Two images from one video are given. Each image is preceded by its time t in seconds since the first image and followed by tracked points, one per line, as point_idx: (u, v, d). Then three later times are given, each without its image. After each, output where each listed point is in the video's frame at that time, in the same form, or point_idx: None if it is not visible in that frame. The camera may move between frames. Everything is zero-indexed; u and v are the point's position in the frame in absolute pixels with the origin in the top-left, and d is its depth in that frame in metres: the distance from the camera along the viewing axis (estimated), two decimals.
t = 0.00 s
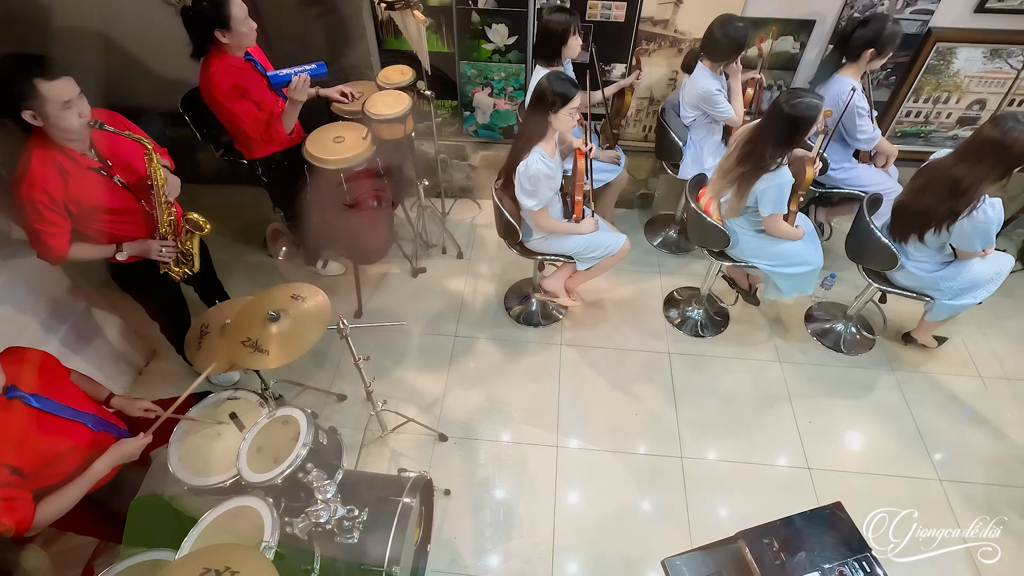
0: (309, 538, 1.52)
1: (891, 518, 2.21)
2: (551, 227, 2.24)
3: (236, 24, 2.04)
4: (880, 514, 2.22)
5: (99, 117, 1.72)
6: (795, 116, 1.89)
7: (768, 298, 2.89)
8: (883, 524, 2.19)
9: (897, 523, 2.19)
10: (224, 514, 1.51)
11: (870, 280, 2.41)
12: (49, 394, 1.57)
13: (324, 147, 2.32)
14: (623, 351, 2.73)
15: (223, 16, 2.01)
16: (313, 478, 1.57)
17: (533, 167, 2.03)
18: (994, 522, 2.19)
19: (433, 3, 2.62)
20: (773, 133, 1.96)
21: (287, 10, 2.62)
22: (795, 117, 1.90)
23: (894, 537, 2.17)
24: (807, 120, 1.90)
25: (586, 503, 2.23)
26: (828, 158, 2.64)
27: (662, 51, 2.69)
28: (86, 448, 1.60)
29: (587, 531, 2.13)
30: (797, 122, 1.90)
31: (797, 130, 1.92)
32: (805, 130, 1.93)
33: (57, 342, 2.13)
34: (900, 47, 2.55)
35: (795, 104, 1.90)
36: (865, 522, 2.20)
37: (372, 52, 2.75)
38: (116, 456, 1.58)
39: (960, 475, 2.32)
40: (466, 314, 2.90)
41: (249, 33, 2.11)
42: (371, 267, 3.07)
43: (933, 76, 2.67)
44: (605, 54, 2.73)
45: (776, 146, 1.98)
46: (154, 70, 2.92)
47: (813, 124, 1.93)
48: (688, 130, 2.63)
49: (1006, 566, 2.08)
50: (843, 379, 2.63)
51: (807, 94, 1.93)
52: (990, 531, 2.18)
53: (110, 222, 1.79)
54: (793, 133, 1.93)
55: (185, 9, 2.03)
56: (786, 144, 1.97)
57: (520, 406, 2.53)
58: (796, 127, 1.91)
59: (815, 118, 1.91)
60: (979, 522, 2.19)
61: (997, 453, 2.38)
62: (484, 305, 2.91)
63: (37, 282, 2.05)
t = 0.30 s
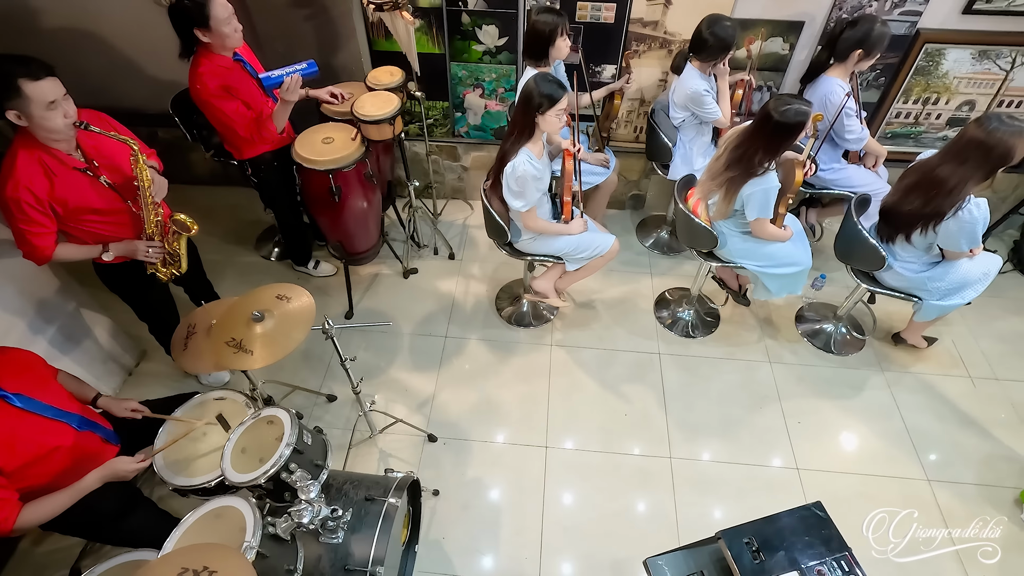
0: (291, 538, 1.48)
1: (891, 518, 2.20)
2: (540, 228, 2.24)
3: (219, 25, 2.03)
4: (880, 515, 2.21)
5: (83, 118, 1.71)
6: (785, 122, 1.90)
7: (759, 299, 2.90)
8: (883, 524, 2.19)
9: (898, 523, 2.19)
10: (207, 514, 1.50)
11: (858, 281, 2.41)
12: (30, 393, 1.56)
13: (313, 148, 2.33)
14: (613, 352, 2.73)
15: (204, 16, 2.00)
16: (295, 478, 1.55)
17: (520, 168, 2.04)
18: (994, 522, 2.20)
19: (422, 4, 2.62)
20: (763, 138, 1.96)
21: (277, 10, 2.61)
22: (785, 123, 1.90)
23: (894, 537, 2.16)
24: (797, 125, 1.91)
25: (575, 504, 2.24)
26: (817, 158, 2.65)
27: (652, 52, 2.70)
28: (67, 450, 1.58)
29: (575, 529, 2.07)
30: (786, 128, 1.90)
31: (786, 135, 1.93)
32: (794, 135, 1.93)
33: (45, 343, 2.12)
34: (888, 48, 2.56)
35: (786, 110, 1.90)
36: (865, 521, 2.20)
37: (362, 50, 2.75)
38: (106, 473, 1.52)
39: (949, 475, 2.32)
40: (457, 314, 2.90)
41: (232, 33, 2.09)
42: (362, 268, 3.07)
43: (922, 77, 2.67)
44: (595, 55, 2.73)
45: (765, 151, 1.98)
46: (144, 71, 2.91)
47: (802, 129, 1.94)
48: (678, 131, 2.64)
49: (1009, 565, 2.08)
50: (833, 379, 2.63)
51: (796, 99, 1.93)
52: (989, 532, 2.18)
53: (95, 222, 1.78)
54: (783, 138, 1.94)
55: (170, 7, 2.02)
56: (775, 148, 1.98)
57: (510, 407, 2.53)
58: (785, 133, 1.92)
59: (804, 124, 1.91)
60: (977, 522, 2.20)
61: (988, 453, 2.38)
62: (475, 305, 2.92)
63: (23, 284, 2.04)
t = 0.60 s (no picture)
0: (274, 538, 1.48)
1: (891, 518, 2.21)
2: (528, 229, 2.24)
3: (196, 23, 2.00)
4: (880, 515, 2.22)
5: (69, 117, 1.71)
6: (773, 125, 1.90)
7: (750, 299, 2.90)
8: (883, 525, 2.19)
9: (897, 523, 2.19)
10: (190, 514, 1.50)
11: (847, 281, 2.41)
12: (15, 392, 1.55)
13: (303, 149, 2.33)
14: (604, 352, 2.73)
15: (181, 15, 1.98)
16: (279, 478, 1.55)
17: (506, 170, 2.05)
18: (994, 522, 2.20)
19: (413, 5, 2.62)
20: (752, 140, 1.97)
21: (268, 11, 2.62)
22: (773, 126, 1.91)
23: (894, 537, 2.16)
24: (785, 129, 1.92)
25: (565, 504, 2.24)
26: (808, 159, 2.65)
27: (643, 53, 2.70)
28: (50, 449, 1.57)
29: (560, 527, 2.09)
30: (774, 131, 1.91)
31: (775, 138, 1.94)
32: (781, 138, 1.94)
33: (33, 343, 2.12)
34: (877, 49, 2.57)
35: (775, 112, 1.91)
36: (864, 522, 2.20)
37: (353, 50, 2.75)
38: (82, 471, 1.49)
39: (937, 475, 2.33)
40: (449, 315, 2.90)
41: (212, 32, 2.06)
42: (354, 268, 3.07)
43: (912, 78, 2.68)
44: (586, 56, 2.74)
45: (754, 153, 1.99)
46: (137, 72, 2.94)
47: (791, 132, 1.95)
48: (668, 131, 2.65)
49: (1007, 566, 2.08)
50: (823, 379, 2.64)
51: (785, 102, 1.94)
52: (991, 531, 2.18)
53: (83, 222, 1.78)
54: (771, 141, 1.95)
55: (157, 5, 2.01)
56: (764, 151, 1.98)
57: (500, 406, 2.53)
58: (773, 136, 1.93)
59: (793, 127, 1.92)
60: (978, 522, 2.20)
61: (977, 453, 2.39)
62: (467, 306, 2.92)
63: (12, 283, 2.04)
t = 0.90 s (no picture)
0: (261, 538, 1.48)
1: (891, 518, 2.21)
2: (519, 229, 2.25)
3: (177, 20, 2.01)
4: (880, 515, 2.22)
5: (57, 117, 1.71)
6: (762, 123, 1.91)
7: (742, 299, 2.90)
8: (882, 524, 2.19)
9: (897, 523, 2.19)
10: (177, 513, 1.49)
11: (838, 281, 2.42)
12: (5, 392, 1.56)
13: (294, 149, 2.34)
14: (597, 352, 2.73)
15: (163, 12, 1.99)
16: (266, 477, 1.55)
17: (495, 173, 2.07)
18: (994, 522, 2.20)
19: (405, 6, 2.63)
20: (741, 138, 1.97)
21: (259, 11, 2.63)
22: (762, 125, 1.91)
23: (894, 538, 2.16)
24: (774, 127, 1.92)
25: (556, 504, 2.24)
26: (799, 158, 2.65)
27: (635, 53, 2.71)
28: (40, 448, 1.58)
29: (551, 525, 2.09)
30: (763, 129, 1.91)
31: (764, 136, 1.94)
32: (771, 137, 1.95)
33: (24, 343, 2.11)
34: (868, 49, 2.57)
35: (764, 110, 1.91)
36: (864, 522, 2.20)
37: (345, 50, 2.75)
38: (65, 468, 1.48)
39: (928, 474, 2.33)
40: (441, 315, 2.90)
41: (196, 30, 2.07)
42: (347, 268, 3.08)
43: (903, 78, 2.69)
44: (577, 57, 2.75)
45: (744, 152, 1.99)
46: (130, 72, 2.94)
47: (780, 130, 1.95)
48: (660, 131, 2.65)
49: (1006, 565, 2.08)
50: (815, 379, 2.64)
51: (774, 101, 1.95)
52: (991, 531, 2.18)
53: (71, 222, 1.78)
54: (760, 140, 1.95)
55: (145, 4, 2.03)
56: (753, 149, 1.99)
57: (492, 406, 2.53)
58: (762, 134, 1.93)
59: (782, 125, 1.93)
60: (978, 522, 2.20)
61: (968, 452, 2.39)
62: (460, 306, 2.92)
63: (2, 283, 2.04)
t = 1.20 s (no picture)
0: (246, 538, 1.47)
1: (890, 518, 2.21)
2: (508, 231, 2.27)
3: (161, 22, 2.02)
4: (880, 515, 2.22)
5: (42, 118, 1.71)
6: (749, 118, 1.91)
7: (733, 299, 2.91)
8: (882, 524, 2.19)
9: (896, 523, 2.19)
10: (162, 514, 1.49)
11: (828, 281, 2.42)
12: None
13: (284, 149, 2.34)
14: (588, 351, 2.74)
15: (147, 14, 2.00)
16: (251, 477, 1.55)
17: (482, 176, 2.08)
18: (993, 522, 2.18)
19: (396, 6, 2.63)
20: (728, 134, 1.97)
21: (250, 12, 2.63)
22: (749, 121, 1.92)
23: (893, 538, 2.16)
24: (761, 123, 1.93)
25: (548, 504, 2.24)
26: (790, 158, 2.65)
27: (626, 53, 2.71)
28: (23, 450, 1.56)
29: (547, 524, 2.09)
30: (750, 125, 1.92)
31: (752, 132, 1.95)
32: (758, 132, 1.95)
33: (13, 343, 2.11)
34: (858, 49, 2.57)
35: (751, 105, 1.92)
36: (864, 522, 2.20)
37: (337, 51, 2.75)
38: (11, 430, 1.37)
39: (918, 474, 2.33)
40: (433, 315, 2.91)
41: (181, 31, 2.08)
42: (340, 268, 3.08)
43: (893, 78, 2.69)
44: (568, 57, 2.75)
45: (732, 146, 1.99)
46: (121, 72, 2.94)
47: (767, 127, 1.96)
48: (651, 132, 2.66)
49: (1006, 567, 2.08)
50: (805, 379, 2.64)
51: (762, 97, 1.95)
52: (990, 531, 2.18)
53: (56, 223, 1.78)
54: (747, 136, 1.95)
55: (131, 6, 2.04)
56: (741, 145, 1.99)
57: (483, 407, 2.53)
58: (749, 130, 1.93)
59: (770, 121, 1.93)
60: (976, 523, 2.19)
61: (958, 451, 2.39)
62: (451, 306, 2.92)
63: None
